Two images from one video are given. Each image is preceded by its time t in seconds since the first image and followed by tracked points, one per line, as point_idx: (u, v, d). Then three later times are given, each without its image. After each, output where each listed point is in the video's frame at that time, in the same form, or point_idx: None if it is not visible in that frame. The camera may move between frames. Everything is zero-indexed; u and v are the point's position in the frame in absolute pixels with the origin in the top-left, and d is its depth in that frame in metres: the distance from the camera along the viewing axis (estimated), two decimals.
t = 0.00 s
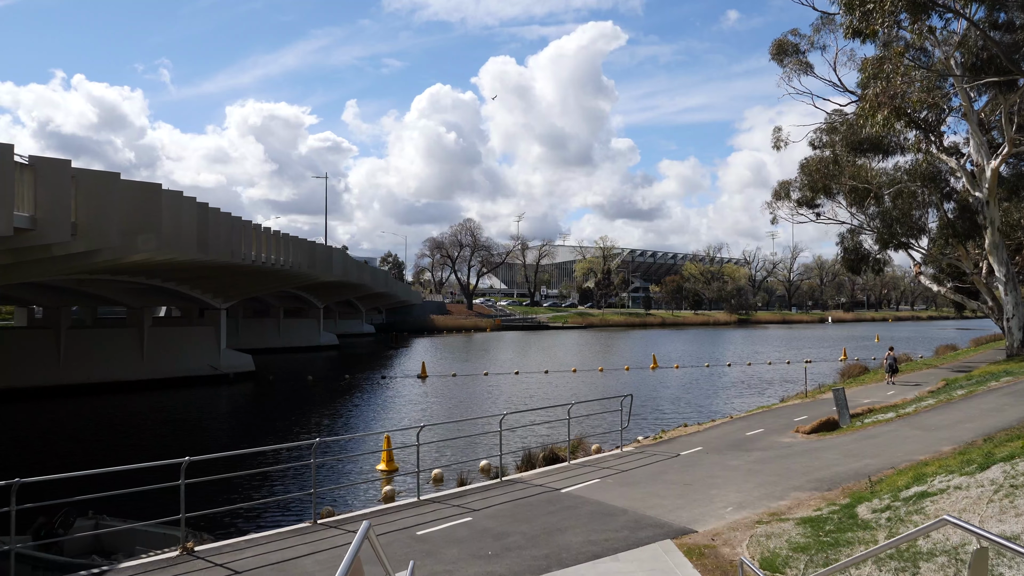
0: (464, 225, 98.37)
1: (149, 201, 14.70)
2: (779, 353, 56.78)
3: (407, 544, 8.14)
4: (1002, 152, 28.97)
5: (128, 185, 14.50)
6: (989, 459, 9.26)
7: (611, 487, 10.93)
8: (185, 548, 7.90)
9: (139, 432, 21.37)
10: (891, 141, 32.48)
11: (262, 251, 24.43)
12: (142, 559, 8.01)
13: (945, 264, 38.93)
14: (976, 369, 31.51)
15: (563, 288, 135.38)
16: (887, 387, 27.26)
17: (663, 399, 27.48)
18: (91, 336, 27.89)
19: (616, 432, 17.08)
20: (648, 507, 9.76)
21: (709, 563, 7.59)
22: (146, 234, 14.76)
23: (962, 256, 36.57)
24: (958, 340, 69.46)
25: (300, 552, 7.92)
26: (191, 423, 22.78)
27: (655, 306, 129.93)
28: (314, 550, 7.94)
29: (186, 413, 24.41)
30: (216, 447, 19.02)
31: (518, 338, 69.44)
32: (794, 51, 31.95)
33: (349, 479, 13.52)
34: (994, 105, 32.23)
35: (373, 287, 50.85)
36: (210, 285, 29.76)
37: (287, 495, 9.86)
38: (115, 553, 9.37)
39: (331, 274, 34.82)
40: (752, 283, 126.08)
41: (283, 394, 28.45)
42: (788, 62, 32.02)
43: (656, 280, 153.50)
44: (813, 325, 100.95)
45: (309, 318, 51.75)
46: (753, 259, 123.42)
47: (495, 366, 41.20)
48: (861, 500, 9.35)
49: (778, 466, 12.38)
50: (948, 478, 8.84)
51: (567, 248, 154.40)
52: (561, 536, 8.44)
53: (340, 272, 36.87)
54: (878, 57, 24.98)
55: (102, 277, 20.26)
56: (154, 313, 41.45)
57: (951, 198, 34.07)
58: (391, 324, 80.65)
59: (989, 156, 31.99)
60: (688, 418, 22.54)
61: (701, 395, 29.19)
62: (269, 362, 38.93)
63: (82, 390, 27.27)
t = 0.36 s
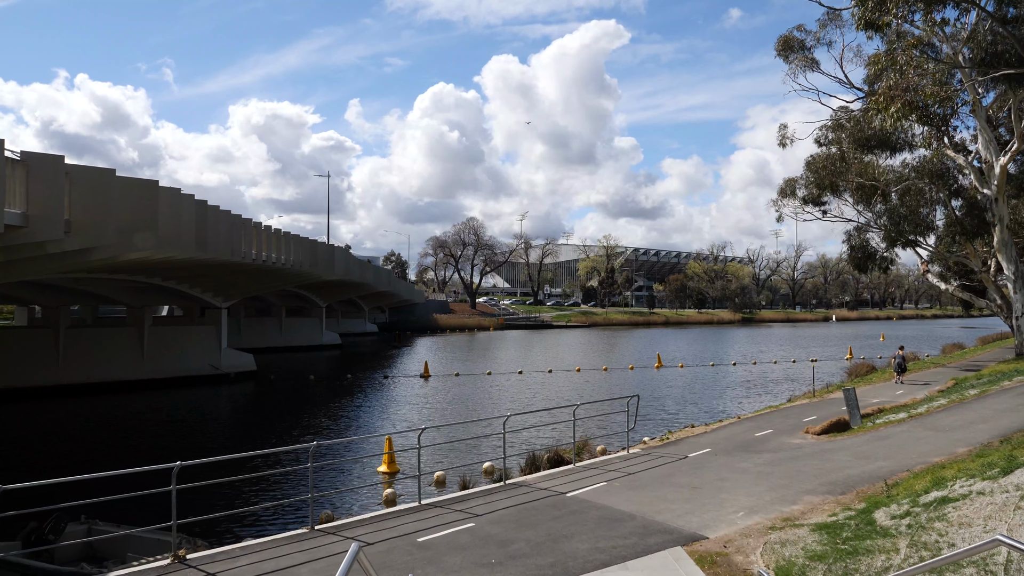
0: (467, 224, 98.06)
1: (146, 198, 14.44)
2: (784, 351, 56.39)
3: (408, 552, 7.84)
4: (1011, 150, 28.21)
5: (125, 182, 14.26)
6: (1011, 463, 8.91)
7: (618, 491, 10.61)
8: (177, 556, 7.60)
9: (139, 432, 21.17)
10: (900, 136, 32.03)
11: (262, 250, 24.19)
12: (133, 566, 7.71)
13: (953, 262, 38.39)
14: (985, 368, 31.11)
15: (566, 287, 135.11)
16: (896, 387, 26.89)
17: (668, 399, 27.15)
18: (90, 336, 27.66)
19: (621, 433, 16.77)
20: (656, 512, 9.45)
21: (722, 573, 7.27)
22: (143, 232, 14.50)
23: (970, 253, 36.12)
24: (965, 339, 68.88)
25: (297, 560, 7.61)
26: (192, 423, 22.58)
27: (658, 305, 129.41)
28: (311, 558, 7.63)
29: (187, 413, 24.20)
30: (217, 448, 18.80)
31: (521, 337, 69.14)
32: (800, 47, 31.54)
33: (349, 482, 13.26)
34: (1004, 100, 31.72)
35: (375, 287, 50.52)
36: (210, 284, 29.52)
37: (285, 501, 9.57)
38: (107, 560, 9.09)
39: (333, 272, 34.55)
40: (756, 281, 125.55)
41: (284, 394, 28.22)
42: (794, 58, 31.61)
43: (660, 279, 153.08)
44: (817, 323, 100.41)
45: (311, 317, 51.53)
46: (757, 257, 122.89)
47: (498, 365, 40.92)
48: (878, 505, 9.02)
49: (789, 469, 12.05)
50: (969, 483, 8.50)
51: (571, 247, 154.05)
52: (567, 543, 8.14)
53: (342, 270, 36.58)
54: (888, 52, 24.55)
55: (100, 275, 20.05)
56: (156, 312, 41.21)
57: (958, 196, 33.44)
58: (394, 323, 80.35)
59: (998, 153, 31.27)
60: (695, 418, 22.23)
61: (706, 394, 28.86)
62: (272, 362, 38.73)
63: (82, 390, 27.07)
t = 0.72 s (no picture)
0: (470, 222, 97.79)
1: (142, 194, 14.23)
2: (788, 351, 56.03)
3: (408, 559, 7.55)
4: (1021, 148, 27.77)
5: (121, 178, 14.03)
6: None
7: (624, 495, 10.33)
8: (168, 562, 7.31)
9: (139, 433, 20.97)
10: (907, 134, 31.35)
11: (263, 248, 23.95)
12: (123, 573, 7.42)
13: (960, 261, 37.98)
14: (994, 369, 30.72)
15: (569, 286, 134.78)
16: (904, 387, 26.54)
17: (672, 399, 26.86)
18: (90, 335, 27.46)
19: (626, 435, 16.49)
20: (664, 518, 9.17)
21: None
22: (140, 230, 14.29)
23: (977, 253, 35.74)
24: (971, 339, 68.30)
25: (293, 567, 7.32)
26: (192, 423, 22.37)
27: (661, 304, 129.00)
28: (307, 565, 7.35)
29: (188, 413, 24.00)
30: (216, 449, 18.58)
31: (524, 336, 68.89)
32: (807, 45, 31.19)
33: (350, 485, 13.02)
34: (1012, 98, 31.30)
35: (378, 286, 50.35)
36: (211, 282, 29.29)
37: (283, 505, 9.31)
38: (99, 566, 8.82)
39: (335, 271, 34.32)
40: (760, 281, 125.07)
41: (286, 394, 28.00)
42: (800, 56, 31.25)
43: (663, 279, 152.72)
44: (821, 323, 99.89)
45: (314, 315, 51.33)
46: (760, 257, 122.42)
47: (501, 365, 40.68)
48: (894, 512, 8.71)
49: (800, 473, 11.75)
50: (989, 489, 8.19)
51: (574, 246, 153.76)
52: (573, 550, 7.85)
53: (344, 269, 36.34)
54: (897, 48, 24.06)
55: (99, 273, 19.88)
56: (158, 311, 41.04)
57: (967, 194, 33.04)
58: (397, 322, 80.12)
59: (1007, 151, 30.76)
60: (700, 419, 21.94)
61: (712, 395, 28.56)
62: (274, 361, 38.54)
63: (83, 389, 26.90)
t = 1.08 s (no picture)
0: (471, 221, 97.52)
1: (137, 188, 14.05)
2: (791, 350, 55.79)
3: (407, 561, 7.32)
4: None
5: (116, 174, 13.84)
6: None
7: (628, 495, 10.10)
8: (160, 565, 7.06)
9: (138, 432, 20.79)
10: (911, 130, 31.03)
11: (262, 245, 23.77)
12: None
13: (965, 258, 37.58)
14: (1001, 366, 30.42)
15: (571, 284, 134.58)
16: (910, 385, 26.30)
17: (676, 398, 26.64)
18: (89, 333, 27.28)
19: (630, 433, 16.28)
20: (669, 518, 8.93)
21: None
22: (135, 226, 14.12)
23: (983, 249, 35.39)
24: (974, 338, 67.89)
25: (288, 570, 7.08)
26: (191, 422, 22.19)
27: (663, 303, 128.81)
28: (303, 569, 7.10)
29: (187, 412, 23.82)
30: (215, 448, 18.39)
31: (526, 335, 68.63)
32: (810, 40, 30.86)
33: (349, 485, 12.81)
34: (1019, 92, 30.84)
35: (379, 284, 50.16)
36: (210, 280, 29.07)
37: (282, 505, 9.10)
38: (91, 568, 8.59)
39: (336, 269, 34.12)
40: (762, 279, 124.53)
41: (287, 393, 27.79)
42: (804, 51, 30.93)
43: (665, 277, 152.45)
44: (823, 321, 99.63)
45: (315, 314, 51.14)
46: (763, 255, 122.02)
47: (503, 363, 40.44)
48: (907, 511, 8.47)
49: (808, 472, 11.51)
50: (1005, 488, 7.95)
51: (576, 244, 153.50)
52: (576, 553, 7.62)
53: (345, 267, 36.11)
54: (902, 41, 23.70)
55: (97, 270, 19.71)
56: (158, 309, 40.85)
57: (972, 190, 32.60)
58: (399, 321, 79.95)
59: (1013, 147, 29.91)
60: (705, 418, 21.72)
61: (715, 393, 28.34)
62: (274, 360, 38.35)
63: (82, 388, 26.73)
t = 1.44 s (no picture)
0: (472, 219, 97.28)
1: (133, 182, 13.80)
2: (792, 348, 55.60)
3: (404, 560, 7.10)
4: None
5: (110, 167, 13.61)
6: None
7: (632, 492, 9.88)
8: (149, 564, 6.83)
9: (136, 429, 20.60)
10: (915, 125, 30.67)
11: (261, 242, 23.57)
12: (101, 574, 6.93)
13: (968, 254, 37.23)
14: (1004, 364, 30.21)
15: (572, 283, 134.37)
16: (914, 382, 26.09)
17: (677, 395, 26.42)
18: (87, 330, 27.08)
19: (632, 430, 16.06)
20: (674, 516, 8.71)
21: None
22: (129, 219, 13.86)
23: (986, 245, 35.11)
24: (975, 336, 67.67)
25: (282, 568, 6.86)
26: (189, 420, 22.00)
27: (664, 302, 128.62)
28: (297, 567, 6.88)
29: (185, 410, 23.62)
30: (213, 445, 18.22)
31: (526, 333, 68.44)
32: (812, 36, 30.57)
33: (347, 481, 12.61)
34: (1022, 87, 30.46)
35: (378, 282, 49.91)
36: (208, 277, 28.88)
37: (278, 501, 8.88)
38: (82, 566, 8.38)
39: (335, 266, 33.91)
40: (762, 278, 124.23)
41: (285, 390, 27.56)
42: (805, 47, 30.64)
43: (665, 276, 152.26)
44: (824, 320, 99.41)
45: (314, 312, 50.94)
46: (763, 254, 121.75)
47: (503, 361, 40.24)
48: (918, 508, 8.25)
49: (815, 468, 11.29)
50: (1020, 484, 7.72)
51: (576, 243, 153.24)
52: (579, 551, 7.40)
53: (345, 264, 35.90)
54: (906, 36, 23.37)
55: (91, 266, 19.49)
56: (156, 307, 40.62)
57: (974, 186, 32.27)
58: (399, 319, 79.76)
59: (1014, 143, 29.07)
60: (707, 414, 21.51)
61: (717, 390, 28.14)
62: (273, 358, 38.18)
63: (80, 386, 26.53)
